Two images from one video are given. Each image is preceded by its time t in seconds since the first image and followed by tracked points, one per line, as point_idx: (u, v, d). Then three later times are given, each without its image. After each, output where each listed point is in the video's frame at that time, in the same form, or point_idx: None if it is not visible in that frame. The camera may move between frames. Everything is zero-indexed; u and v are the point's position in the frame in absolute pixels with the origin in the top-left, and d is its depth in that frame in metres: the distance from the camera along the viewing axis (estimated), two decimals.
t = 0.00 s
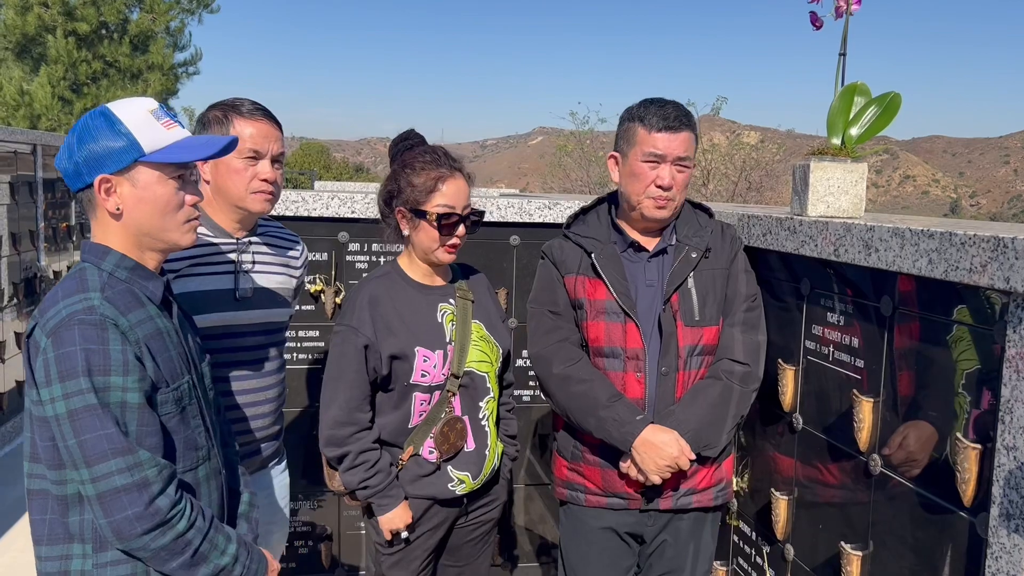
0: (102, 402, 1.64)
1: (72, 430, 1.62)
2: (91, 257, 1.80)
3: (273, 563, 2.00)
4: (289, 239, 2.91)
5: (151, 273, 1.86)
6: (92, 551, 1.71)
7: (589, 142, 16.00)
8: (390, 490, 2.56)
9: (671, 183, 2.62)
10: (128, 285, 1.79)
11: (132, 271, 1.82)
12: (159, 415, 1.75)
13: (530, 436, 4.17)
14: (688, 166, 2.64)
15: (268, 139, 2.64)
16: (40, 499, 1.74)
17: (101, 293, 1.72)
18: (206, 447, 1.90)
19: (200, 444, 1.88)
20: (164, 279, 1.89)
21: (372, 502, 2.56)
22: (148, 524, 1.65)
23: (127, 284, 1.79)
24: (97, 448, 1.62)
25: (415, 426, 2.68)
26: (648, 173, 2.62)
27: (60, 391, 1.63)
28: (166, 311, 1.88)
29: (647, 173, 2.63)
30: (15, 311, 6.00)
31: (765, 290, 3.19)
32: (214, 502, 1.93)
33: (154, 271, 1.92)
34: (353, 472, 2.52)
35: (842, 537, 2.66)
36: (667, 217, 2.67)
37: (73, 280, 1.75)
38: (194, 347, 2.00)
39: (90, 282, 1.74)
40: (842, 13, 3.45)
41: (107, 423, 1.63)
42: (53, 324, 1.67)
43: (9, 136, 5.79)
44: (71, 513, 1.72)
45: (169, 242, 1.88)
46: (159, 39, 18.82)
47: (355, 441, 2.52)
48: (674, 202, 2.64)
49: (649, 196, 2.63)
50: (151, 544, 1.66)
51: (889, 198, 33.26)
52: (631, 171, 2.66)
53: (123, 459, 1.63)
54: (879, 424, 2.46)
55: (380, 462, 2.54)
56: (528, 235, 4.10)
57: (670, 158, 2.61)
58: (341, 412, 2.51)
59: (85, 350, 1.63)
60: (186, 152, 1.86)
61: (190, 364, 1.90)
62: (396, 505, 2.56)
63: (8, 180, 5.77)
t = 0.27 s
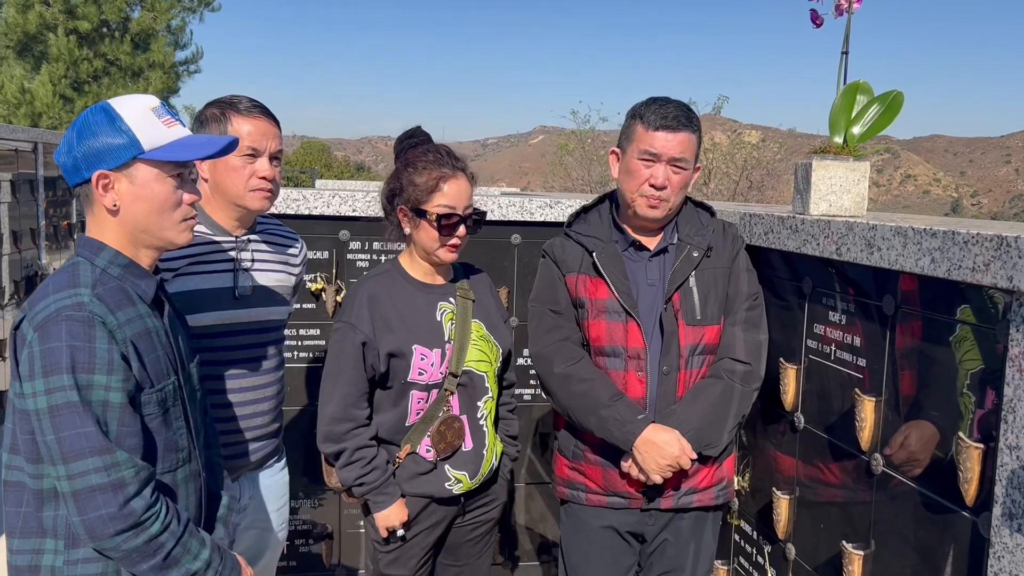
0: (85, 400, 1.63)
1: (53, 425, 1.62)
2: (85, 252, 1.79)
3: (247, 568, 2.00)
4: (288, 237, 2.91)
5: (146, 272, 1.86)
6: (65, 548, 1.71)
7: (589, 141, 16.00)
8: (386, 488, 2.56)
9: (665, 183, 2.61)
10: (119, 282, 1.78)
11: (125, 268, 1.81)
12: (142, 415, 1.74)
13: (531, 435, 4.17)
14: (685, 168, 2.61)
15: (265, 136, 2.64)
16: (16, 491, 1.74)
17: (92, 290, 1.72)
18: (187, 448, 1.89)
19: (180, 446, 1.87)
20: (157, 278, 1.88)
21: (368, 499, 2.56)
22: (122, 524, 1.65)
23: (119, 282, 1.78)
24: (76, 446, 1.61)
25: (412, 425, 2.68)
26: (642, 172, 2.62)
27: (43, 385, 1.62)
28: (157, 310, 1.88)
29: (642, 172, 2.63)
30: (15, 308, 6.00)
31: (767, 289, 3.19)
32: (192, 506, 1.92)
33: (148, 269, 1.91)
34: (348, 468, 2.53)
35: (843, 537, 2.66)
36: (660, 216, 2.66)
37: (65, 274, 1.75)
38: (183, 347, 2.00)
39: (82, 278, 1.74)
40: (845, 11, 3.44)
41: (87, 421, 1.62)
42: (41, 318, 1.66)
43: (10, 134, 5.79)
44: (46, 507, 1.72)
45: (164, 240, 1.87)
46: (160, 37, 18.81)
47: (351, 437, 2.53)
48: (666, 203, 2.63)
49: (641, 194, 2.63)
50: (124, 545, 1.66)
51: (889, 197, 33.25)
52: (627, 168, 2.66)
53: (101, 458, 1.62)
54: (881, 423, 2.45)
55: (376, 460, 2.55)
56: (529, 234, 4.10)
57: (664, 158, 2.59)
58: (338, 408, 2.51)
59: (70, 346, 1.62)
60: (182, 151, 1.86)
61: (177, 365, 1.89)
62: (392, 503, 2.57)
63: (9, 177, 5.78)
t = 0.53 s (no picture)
0: (77, 400, 1.63)
1: (44, 425, 1.62)
2: (77, 250, 1.79)
3: (239, 568, 2.00)
4: (289, 235, 2.90)
5: (137, 270, 1.85)
6: (57, 546, 1.71)
7: (591, 140, 16.00)
8: (386, 485, 2.56)
9: (667, 181, 2.60)
10: (111, 280, 1.78)
11: (117, 267, 1.81)
12: (133, 414, 1.74)
13: (532, 434, 4.17)
14: (687, 165, 2.61)
15: (266, 134, 2.64)
16: (8, 489, 1.74)
17: (84, 289, 1.72)
18: (179, 447, 1.90)
19: (173, 445, 1.87)
20: (150, 277, 1.89)
21: (367, 496, 2.55)
22: (113, 523, 1.64)
23: (110, 281, 1.78)
24: (67, 445, 1.61)
25: (411, 422, 2.68)
26: (644, 170, 2.61)
27: (35, 385, 1.62)
28: (149, 309, 1.88)
29: (644, 171, 2.62)
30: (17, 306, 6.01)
31: (769, 288, 3.19)
32: (184, 504, 1.92)
33: (140, 268, 1.90)
34: (348, 464, 2.53)
35: (845, 536, 2.66)
36: (662, 215, 2.66)
37: (58, 273, 1.75)
38: (175, 346, 2.00)
39: (74, 277, 1.74)
40: (847, 10, 3.44)
41: (79, 421, 1.62)
42: (32, 317, 1.66)
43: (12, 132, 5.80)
44: (38, 506, 1.72)
45: (157, 240, 1.86)
46: (161, 36, 18.82)
47: (352, 433, 2.52)
48: (670, 201, 2.63)
49: (644, 192, 2.63)
50: (116, 544, 1.66)
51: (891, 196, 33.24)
52: (627, 167, 2.67)
53: (92, 458, 1.62)
54: (883, 423, 2.45)
55: (375, 457, 2.55)
56: (530, 233, 4.10)
57: (666, 156, 2.58)
58: (338, 405, 2.51)
59: (62, 346, 1.62)
60: (176, 151, 1.86)
61: (169, 364, 1.90)
62: (391, 500, 2.56)
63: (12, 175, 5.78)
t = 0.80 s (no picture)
0: (73, 398, 1.63)
1: (41, 423, 1.62)
2: (73, 249, 1.79)
3: (240, 564, 2.00)
4: (291, 233, 2.90)
5: (133, 268, 1.86)
6: (57, 544, 1.71)
7: (592, 139, 16.00)
8: (387, 483, 2.56)
9: (665, 183, 2.60)
10: (107, 278, 1.78)
11: (113, 265, 1.81)
12: (130, 412, 1.74)
13: (533, 432, 4.17)
14: (685, 167, 2.60)
15: (267, 133, 2.63)
16: (8, 487, 1.74)
17: (79, 287, 1.72)
18: (178, 444, 1.90)
19: (171, 442, 1.87)
20: (146, 275, 1.89)
21: (367, 494, 2.56)
22: (112, 521, 1.65)
23: (106, 279, 1.78)
24: (64, 444, 1.61)
25: (412, 420, 2.68)
26: (642, 172, 2.61)
27: (31, 384, 1.62)
28: (146, 307, 1.88)
29: (642, 172, 2.62)
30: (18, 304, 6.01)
31: (771, 286, 3.18)
32: (184, 501, 1.92)
33: (137, 266, 1.90)
34: (348, 463, 2.53)
35: (847, 534, 2.66)
36: (660, 216, 2.66)
37: (54, 271, 1.75)
38: (173, 343, 2.00)
39: (69, 275, 1.74)
40: (850, 9, 3.44)
41: (76, 419, 1.62)
42: (27, 316, 1.66)
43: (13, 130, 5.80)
44: (37, 504, 1.72)
45: (154, 240, 1.87)
46: (163, 34, 18.82)
47: (352, 432, 2.53)
48: (667, 202, 2.63)
49: (642, 194, 2.63)
50: (115, 541, 1.66)
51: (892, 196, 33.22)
52: (627, 167, 2.67)
53: (89, 456, 1.62)
54: (885, 421, 2.45)
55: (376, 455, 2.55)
56: (532, 232, 4.10)
57: (664, 159, 2.58)
58: (338, 403, 2.51)
59: (57, 345, 1.62)
60: (173, 151, 1.86)
61: (167, 361, 1.90)
62: (391, 498, 2.56)
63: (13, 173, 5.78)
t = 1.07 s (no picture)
0: (72, 396, 1.63)
1: (42, 422, 1.62)
2: (72, 248, 1.79)
3: (242, 561, 2.01)
4: (292, 232, 2.90)
5: (133, 266, 1.86)
6: (59, 542, 1.72)
7: (593, 138, 15.99)
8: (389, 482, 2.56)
9: (665, 183, 2.61)
10: (106, 277, 1.79)
11: (112, 263, 1.81)
12: (130, 410, 1.75)
13: (534, 431, 4.17)
14: (685, 167, 2.60)
15: (267, 131, 2.63)
16: (11, 486, 1.75)
17: (78, 286, 1.72)
18: (179, 442, 1.90)
19: (172, 439, 1.88)
20: (145, 273, 1.89)
21: (370, 494, 2.56)
22: (113, 518, 1.65)
23: (105, 277, 1.78)
24: (65, 442, 1.62)
25: (414, 419, 2.68)
26: (642, 172, 2.62)
27: (31, 382, 1.63)
28: (145, 305, 1.88)
29: (642, 172, 2.62)
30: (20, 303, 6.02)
31: (772, 286, 3.19)
32: (185, 498, 1.93)
33: (137, 265, 1.90)
34: (351, 463, 2.53)
35: (848, 533, 2.66)
36: (660, 216, 2.66)
37: (53, 270, 1.75)
38: (172, 340, 2.00)
39: (68, 274, 1.74)
40: (852, 9, 3.44)
41: (76, 417, 1.62)
42: (26, 315, 1.66)
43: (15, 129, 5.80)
44: (40, 502, 1.72)
45: (154, 240, 1.87)
46: (164, 33, 18.83)
47: (354, 432, 2.53)
48: (667, 203, 2.63)
49: (642, 193, 2.63)
50: (116, 538, 1.67)
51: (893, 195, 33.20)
52: (628, 167, 2.67)
53: (90, 453, 1.63)
54: (886, 421, 2.45)
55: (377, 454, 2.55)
56: (533, 231, 4.10)
57: (664, 159, 2.58)
58: (340, 404, 2.51)
59: (56, 343, 1.63)
60: (174, 152, 1.86)
61: (167, 359, 1.90)
62: (394, 497, 2.57)
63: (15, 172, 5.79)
